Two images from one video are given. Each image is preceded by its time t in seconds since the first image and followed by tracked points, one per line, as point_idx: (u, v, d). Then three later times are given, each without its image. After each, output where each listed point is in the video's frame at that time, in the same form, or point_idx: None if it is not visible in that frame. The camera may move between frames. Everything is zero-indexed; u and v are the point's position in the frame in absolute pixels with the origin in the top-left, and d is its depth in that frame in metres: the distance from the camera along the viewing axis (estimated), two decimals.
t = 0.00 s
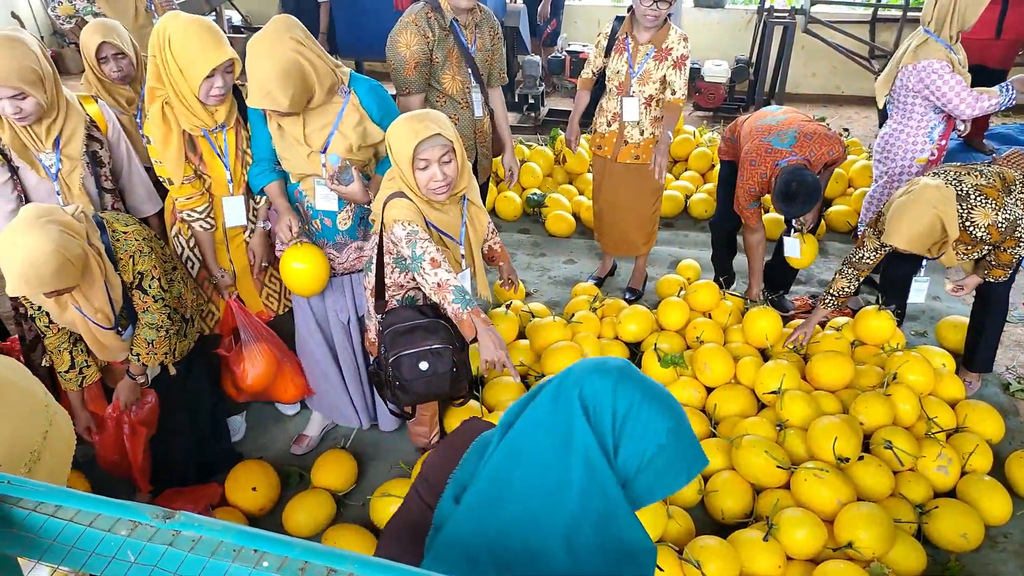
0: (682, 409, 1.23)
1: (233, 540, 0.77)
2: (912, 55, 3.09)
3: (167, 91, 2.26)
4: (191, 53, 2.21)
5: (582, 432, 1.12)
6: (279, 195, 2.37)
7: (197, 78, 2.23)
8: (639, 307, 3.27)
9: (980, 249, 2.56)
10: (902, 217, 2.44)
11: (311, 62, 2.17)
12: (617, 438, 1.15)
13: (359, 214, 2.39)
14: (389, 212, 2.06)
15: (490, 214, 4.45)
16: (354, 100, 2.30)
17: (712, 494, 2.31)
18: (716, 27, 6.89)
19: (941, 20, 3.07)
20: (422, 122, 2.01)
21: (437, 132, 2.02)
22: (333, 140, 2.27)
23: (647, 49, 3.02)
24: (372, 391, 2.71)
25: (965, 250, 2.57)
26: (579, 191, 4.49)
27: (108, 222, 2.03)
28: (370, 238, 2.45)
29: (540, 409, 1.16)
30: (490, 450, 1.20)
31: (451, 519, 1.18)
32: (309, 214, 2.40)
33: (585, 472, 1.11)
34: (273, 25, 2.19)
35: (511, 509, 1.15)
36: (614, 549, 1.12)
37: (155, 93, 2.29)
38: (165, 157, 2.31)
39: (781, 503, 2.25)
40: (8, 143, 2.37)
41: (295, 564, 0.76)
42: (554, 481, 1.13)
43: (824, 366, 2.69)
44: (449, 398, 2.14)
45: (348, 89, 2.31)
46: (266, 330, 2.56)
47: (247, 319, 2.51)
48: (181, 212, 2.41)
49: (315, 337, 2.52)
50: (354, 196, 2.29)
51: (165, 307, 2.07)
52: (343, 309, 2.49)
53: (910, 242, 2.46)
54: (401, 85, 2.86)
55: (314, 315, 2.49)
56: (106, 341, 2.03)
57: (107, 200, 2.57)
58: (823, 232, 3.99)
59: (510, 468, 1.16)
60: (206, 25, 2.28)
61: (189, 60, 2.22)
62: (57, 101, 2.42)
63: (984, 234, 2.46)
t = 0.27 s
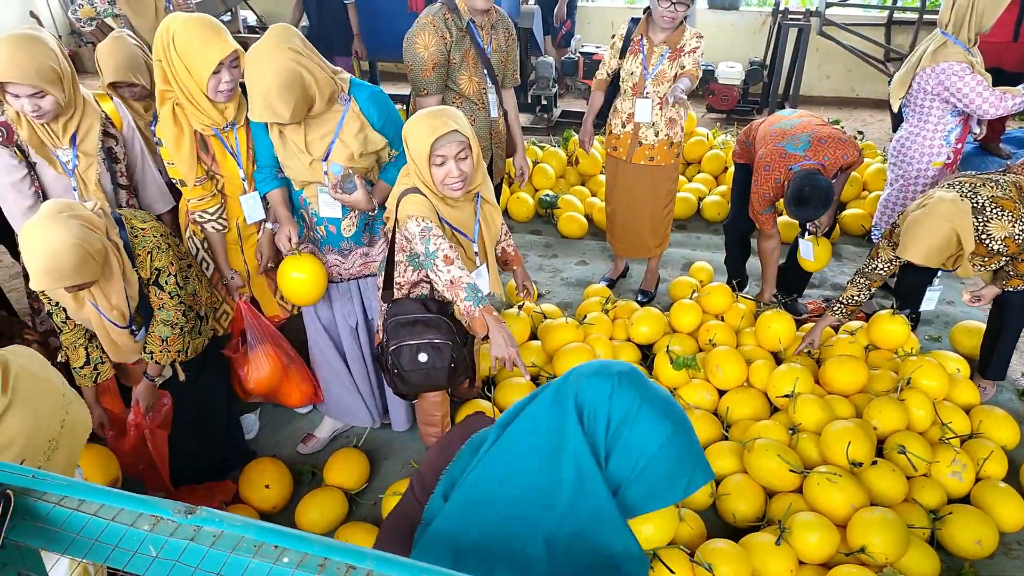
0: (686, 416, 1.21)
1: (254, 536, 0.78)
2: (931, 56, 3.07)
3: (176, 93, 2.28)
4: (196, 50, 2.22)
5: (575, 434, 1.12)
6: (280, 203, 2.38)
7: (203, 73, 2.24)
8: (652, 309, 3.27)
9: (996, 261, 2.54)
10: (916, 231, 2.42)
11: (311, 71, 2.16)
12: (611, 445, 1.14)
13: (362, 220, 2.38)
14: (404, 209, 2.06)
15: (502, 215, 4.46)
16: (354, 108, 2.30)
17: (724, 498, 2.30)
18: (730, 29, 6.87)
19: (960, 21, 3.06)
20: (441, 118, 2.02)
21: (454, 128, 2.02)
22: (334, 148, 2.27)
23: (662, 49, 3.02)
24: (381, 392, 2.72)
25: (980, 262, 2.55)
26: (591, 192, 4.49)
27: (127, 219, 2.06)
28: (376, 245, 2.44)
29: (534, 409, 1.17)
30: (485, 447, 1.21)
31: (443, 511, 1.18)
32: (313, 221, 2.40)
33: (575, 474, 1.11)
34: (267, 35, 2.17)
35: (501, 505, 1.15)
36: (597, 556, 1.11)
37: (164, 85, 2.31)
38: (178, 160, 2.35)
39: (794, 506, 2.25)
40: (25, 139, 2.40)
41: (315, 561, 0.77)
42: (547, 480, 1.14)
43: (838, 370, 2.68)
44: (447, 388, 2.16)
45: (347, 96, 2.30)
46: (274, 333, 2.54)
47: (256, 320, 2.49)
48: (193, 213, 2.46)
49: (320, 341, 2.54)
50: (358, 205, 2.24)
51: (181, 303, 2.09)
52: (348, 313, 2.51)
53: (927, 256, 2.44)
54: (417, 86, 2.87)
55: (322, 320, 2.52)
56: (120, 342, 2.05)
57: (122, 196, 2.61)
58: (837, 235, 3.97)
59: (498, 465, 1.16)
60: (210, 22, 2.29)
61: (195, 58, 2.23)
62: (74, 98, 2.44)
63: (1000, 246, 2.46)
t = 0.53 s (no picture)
0: (569, 365, 1.22)
1: (276, 528, 0.80)
2: (950, 56, 3.04)
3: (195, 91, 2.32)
4: (207, 54, 2.24)
5: (437, 406, 1.16)
6: (280, 216, 2.40)
7: (208, 79, 2.26)
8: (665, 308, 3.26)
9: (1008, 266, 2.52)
10: (927, 231, 2.40)
11: (304, 88, 2.14)
12: (484, 409, 1.18)
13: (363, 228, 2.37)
14: (416, 194, 2.07)
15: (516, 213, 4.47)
16: (350, 121, 2.27)
17: (737, 498, 2.30)
18: (747, 28, 6.85)
19: (980, 21, 3.03)
20: (460, 108, 2.03)
21: (471, 119, 2.04)
22: (330, 162, 2.26)
23: (678, 50, 3.01)
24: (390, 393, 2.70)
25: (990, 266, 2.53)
26: (606, 191, 4.48)
27: (147, 213, 2.07)
28: (377, 250, 2.43)
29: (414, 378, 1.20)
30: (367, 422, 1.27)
31: (338, 480, 1.27)
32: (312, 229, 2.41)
33: (440, 442, 1.17)
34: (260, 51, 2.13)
35: (388, 473, 1.22)
36: (479, 501, 1.20)
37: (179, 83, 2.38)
38: (192, 156, 2.39)
39: (807, 508, 2.24)
40: (52, 132, 2.42)
41: (337, 554, 0.78)
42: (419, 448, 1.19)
43: (852, 372, 2.67)
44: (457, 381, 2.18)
45: (343, 111, 2.27)
46: (279, 332, 2.46)
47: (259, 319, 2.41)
48: (207, 209, 2.47)
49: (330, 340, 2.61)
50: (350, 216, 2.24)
51: (199, 298, 2.09)
52: (350, 318, 2.55)
53: (937, 257, 2.42)
54: (434, 83, 2.89)
55: (329, 323, 2.60)
56: (139, 335, 2.08)
57: (144, 189, 2.64)
58: (852, 236, 3.95)
59: (386, 432, 1.22)
60: (234, 30, 2.31)
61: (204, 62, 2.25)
62: (98, 93, 2.46)
63: (1010, 250, 2.45)
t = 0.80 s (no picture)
0: (521, 348, 1.26)
1: (297, 525, 0.82)
2: (968, 61, 3.04)
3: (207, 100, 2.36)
4: (220, 64, 2.27)
5: (395, 402, 1.16)
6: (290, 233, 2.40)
7: (217, 87, 2.30)
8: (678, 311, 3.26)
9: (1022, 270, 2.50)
10: (939, 229, 2.39)
11: (320, 114, 2.11)
12: (446, 403, 1.19)
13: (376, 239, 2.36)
14: (430, 184, 2.09)
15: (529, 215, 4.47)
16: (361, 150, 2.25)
17: (750, 503, 2.30)
18: (761, 31, 6.82)
19: (999, 27, 3.02)
20: (479, 103, 2.02)
21: (489, 115, 2.03)
22: (343, 185, 2.25)
23: (693, 55, 3.00)
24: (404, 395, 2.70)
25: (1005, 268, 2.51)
26: (619, 194, 4.48)
27: (162, 215, 2.08)
28: (390, 262, 2.41)
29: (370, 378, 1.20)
30: (328, 426, 1.24)
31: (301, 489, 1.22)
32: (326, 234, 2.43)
33: (403, 440, 1.16)
34: (280, 75, 2.12)
35: (356, 474, 1.19)
36: (450, 495, 1.19)
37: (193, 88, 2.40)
38: (206, 160, 2.40)
39: (821, 513, 2.23)
40: (75, 133, 2.47)
41: (357, 552, 0.80)
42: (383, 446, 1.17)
43: (867, 377, 2.66)
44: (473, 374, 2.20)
45: (357, 138, 2.24)
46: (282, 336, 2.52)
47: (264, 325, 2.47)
48: (219, 212, 2.49)
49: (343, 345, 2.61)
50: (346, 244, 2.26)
51: (215, 298, 2.15)
52: (360, 326, 2.53)
53: (949, 257, 2.40)
54: (449, 86, 2.90)
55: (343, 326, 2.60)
56: (156, 334, 2.06)
57: (165, 191, 2.67)
58: (867, 240, 3.93)
59: (345, 436, 1.20)
60: (247, 41, 2.34)
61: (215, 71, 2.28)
62: (119, 98, 2.49)
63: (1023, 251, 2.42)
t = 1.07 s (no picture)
0: (586, 364, 1.20)
1: (318, 520, 0.83)
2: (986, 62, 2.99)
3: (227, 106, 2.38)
4: (243, 78, 2.32)
5: (454, 417, 1.13)
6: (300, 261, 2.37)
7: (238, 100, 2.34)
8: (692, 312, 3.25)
9: None
10: (966, 230, 2.37)
11: (343, 162, 2.03)
12: (507, 421, 1.15)
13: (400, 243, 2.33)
14: (444, 179, 2.10)
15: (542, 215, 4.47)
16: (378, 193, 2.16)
17: (763, 505, 2.29)
18: (777, 31, 6.80)
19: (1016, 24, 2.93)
20: (495, 98, 2.04)
21: (506, 112, 2.05)
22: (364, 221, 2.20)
23: (711, 55, 3.00)
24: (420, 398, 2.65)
25: None
26: (633, 194, 4.48)
27: (177, 212, 2.08)
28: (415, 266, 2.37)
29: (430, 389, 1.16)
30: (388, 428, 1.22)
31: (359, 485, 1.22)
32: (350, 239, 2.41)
33: (462, 454, 1.13)
34: (307, 122, 2.05)
35: (410, 479, 1.18)
36: (507, 510, 1.17)
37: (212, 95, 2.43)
38: (226, 164, 2.41)
39: (834, 516, 2.22)
40: (92, 130, 2.50)
41: (377, 546, 0.81)
42: (438, 460, 1.16)
43: (882, 380, 2.65)
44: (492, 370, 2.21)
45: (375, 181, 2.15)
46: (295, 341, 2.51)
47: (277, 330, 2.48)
48: (238, 214, 2.49)
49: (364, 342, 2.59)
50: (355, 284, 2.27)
51: (227, 298, 2.15)
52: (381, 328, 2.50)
53: (976, 260, 2.38)
54: (465, 85, 2.91)
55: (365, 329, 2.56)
56: (171, 332, 2.10)
57: (182, 190, 2.69)
58: (883, 243, 3.90)
59: (403, 442, 1.18)
60: (270, 56, 2.39)
61: (238, 85, 2.33)
62: (136, 97, 2.52)
63: None
